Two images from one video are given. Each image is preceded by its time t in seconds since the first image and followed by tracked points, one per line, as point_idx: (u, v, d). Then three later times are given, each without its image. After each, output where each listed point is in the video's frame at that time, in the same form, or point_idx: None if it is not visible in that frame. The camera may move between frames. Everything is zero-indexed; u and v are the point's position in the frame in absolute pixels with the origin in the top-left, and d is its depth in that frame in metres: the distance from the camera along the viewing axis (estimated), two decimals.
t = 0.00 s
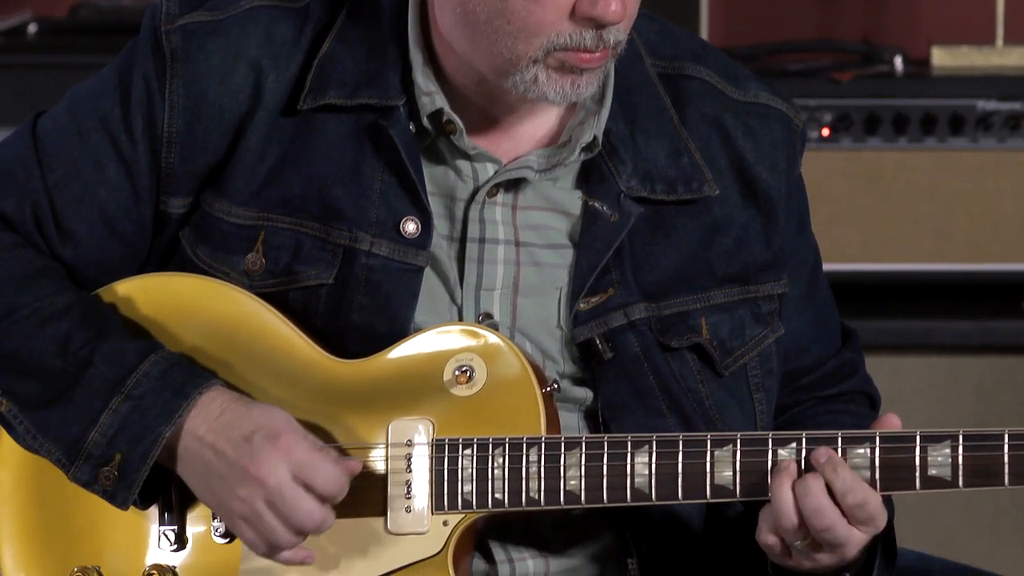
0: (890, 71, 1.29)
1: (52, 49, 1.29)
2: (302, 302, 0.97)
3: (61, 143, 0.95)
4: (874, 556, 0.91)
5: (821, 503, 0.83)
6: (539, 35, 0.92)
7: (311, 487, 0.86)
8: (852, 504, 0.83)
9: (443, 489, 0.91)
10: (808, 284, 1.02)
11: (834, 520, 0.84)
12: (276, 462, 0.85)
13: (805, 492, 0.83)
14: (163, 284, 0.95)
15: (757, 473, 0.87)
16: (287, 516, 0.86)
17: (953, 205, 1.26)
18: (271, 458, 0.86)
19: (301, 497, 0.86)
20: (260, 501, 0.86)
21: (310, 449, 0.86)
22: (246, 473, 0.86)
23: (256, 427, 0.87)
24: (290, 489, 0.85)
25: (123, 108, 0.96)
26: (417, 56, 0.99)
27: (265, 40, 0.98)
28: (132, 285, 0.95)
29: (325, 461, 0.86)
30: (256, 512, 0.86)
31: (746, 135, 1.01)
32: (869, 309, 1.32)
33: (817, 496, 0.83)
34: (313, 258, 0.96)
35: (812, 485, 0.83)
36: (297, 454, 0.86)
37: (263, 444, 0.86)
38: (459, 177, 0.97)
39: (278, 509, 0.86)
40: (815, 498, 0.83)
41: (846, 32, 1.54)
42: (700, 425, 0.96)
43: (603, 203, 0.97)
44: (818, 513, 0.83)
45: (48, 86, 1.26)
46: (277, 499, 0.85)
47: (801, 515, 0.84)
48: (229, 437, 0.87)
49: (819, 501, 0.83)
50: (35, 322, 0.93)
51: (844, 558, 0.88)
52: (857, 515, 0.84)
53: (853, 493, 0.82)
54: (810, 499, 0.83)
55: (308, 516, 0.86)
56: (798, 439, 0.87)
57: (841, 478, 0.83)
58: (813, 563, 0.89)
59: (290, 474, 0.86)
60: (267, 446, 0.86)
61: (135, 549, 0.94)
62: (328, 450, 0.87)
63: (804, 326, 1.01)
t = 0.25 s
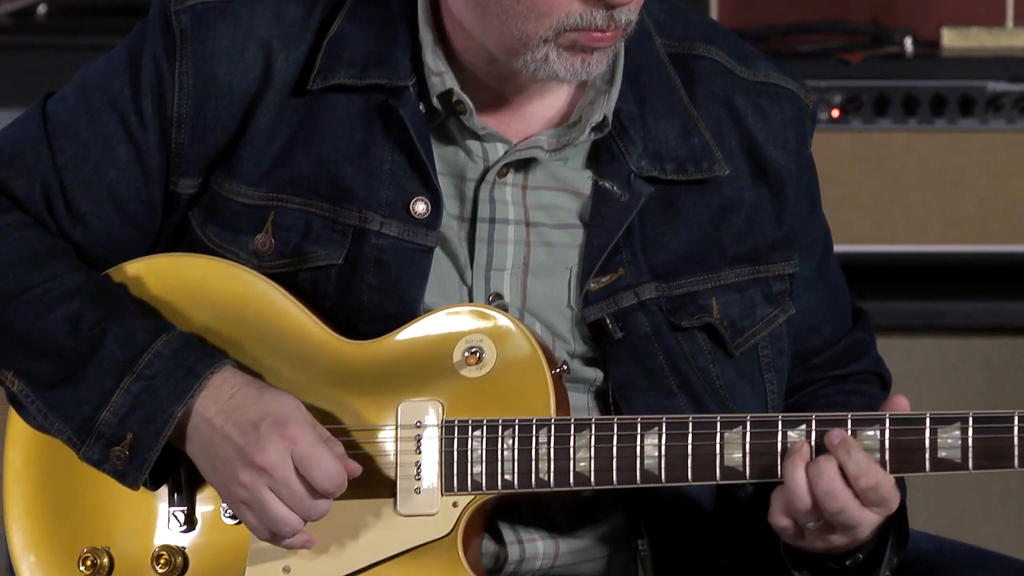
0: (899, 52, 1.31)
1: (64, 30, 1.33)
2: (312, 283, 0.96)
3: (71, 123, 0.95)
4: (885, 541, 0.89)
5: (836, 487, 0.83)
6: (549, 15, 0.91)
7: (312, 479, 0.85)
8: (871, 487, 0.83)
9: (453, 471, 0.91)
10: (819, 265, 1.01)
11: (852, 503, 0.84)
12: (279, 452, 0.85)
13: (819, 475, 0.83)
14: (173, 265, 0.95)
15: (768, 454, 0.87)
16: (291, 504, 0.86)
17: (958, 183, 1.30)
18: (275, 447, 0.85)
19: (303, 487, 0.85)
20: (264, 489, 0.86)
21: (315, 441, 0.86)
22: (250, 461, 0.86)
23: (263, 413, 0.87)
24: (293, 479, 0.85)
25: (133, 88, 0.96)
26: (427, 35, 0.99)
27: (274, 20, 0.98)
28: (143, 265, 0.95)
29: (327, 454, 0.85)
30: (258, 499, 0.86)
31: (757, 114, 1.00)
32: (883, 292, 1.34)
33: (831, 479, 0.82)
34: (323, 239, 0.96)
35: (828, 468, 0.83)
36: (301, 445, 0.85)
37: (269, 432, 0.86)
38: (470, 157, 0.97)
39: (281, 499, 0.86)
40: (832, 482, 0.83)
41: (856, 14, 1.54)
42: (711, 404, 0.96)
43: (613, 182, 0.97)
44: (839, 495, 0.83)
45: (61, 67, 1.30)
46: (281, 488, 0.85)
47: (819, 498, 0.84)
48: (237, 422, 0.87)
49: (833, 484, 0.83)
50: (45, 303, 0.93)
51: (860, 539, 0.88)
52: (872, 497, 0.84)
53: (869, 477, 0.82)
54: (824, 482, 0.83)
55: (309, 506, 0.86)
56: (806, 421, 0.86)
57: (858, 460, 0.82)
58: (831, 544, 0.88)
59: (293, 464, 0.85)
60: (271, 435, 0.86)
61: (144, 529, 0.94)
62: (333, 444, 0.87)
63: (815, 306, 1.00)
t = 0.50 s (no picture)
0: (910, 34, 1.32)
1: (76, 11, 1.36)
2: (322, 265, 0.96)
3: (80, 104, 0.94)
4: (895, 524, 0.89)
5: (844, 470, 0.82)
6: None
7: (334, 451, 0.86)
8: (879, 470, 0.82)
9: (463, 452, 0.91)
10: (828, 248, 1.02)
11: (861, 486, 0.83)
12: (302, 425, 0.86)
13: (825, 458, 0.82)
14: (185, 245, 0.95)
15: (777, 438, 0.86)
16: (310, 478, 0.86)
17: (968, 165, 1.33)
18: (298, 420, 0.86)
19: (324, 460, 0.86)
20: (285, 462, 0.86)
21: (337, 415, 0.87)
22: (272, 434, 0.86)
23: (281, 389, 0.88)
24: (315, 453, 0.86)
25: (143, 70, 0.95)
26: (437, 18, 0.99)
27: (284, 2, 0.98)
28: (153, 246, 0.96)
29: (350, 427, 0.87)
30: (274, 472, 0.86)
31: (767, 97, 1.00)
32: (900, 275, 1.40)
33: (839, 462, 0.82)
34: (332, 222, 0.96)
35: (835, 450, 0.82)
36: (325, 418, 0.86)
37: (290, 406, 0.86)
38: (479, 140, 0.97)
39: (297, 471, 0.86)
40: (840, 464, 0.82)
41: None
42: (720, 386, 0.96)
43: (622, 165, 0.97)
44: (849, 478, 0.82)
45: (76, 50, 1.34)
46: (302, 461, 0.86)
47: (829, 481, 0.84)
48: (256, 397, 0.87)
49: (842, 467, 0.82)
50: (56, 284, 0.93)
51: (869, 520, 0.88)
52: (880, 479, 0.83)
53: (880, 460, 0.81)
54: (831, 465, 0.82)
55: (328, 479, 0.86)
56: (818, 404, 0.86)
57: (868, 443, 0.82)
58: (841, 526, 0.88)
59: (315, 436, 0.86)
60: (294, 409, 0.86)
61: (154, 509, 0.95)
62: (352, 419, 0.88)
63: (825, 290, 1.01)
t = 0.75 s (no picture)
0: (918, 18, 1.33)
1: None
2: (328, 247, 0.97)
3: (87, 85, 0.94)
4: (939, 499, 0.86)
5: (951, 446, 0.81)
6: None
7: (350, 409, 0.87)
8: (973, 455, 0.82)
9: (471, 434, 0.92)
10: (835, 232, 1.02)
11: (952, 468, 0.82)
12: (313, 390, 0.86)
13: (925, 432, 0.81)
14: (190, 228, 0.95)
15: (783, 417, 0.88)
16: (333, 440, 0.87)
17: (975, 154, 1.36)
18: (309, 385, 0.87)
19: (344, 419, 0.87)
20: (304, 429, 0.87)
21: (345, 373, 0.88)
22: (285, 403, 0.87)
23: (287, 356, 0.88)
24: (332, 414, 0.86)
25: (150, 51, 0.95)
26: None
27: None
28: (159, 230, 0.96)
29: (361, 382, 0.88)
30: (299, 442, 0.87)
31: (774, 81, 1.00)
32: (905, 256, 1.44)
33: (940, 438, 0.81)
34: (339, 204, 0.96)
35: (935, 426, 0.81)
36: (334, 379, 0.87)
37: (299, 372, 0.87)
38: (486, 122, 0.97)
39: (321, 437, 0.87)
40: (949, 444, 0.81)
41: None
42: (726, 368, 0.96)
43: (629, 148, 0.97)
44: (945, 457, 0.81)
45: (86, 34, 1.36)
46: (321, 425, 0.86)
47: (918, 457, 0.83)
48: (263, 369, 0.88)
49: (947, 443, 0.81)
50: (62, 266, 0.92)
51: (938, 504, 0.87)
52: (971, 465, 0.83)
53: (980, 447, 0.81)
54: (938, 442, 0.81)
55: (352, 437, 0.87)
56: (826, 383, 0.87)
57: (966, 426, 0.81)
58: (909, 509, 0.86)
59: (328, 398, 0.87)
60: (303, 375, 0.87)
61: (161, 492, 0.95)
62: (363, 376, 0.89)
63: (832, 274, 1.01)
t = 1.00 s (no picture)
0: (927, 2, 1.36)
1: None
2: (339, 229, 0.97)
3: (98, 67, 0.95)
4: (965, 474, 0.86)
5: (952, 402, 0.80)
6: None
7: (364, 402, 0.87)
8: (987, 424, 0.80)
9: (482, 415, 0.92)
10: (845, 214, 1.02)
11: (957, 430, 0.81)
12: (325, 379, 0.86)
13: (926, 389, 0.80)
14: (201, 210, 0.95)
15: (795, 399, 0.87)
16: (342, 432, 0.87)
17: (982, 135, 1.41)
18: (321, 375, 0.86)
19: (355, 412, 0.87)
20: (312, 419, 0.86)
21: (357, 363, 0.88)
22: (295, 392, 0.86)
23: (299, 345, 0.88)
24: (343, 406, 0.86)
25: (161, 34, 0.96)
26: None
27: None
28: (170, 211, 0.96)
29: (376, 376, 0.87)
30: (309, 431, 0.86)
31: (785, 63, 1.00)
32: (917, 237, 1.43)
33: (941, 392, 0.80)
34: (349, 185, 0.96)
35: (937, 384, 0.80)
36: (349, 370, 0.87)
37: (310, 362, 0.87)
38: (496, 104, 0.97)
39: (331, 426, 0.87)
40: (951, 401, 0.80)
41: None
42: (736, 350, 0.96)
43: (639, 131, 0.96)
44: (949, 412, 0.80)
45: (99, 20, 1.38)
46: (331, 416, 0.86)
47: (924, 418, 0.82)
48: (275, 358, 0.87)
49: (948, 400, 0.80)
50: (72, 248, 0.92)
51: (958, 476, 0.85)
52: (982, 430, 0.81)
53: (1001, 421, 0.79)
54: (939, 400, 0.80)
55: (362, 427, 0.87)
56: (836, 363, 0.86)
57: (988, 400, 0.79)
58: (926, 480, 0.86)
59: (339, 389, 0.87)
60: (316, 365, 0.87)
61: (171, 473, 0.95)
62: (373, 366, 0.89)
63: (842, 256, 1.01)
